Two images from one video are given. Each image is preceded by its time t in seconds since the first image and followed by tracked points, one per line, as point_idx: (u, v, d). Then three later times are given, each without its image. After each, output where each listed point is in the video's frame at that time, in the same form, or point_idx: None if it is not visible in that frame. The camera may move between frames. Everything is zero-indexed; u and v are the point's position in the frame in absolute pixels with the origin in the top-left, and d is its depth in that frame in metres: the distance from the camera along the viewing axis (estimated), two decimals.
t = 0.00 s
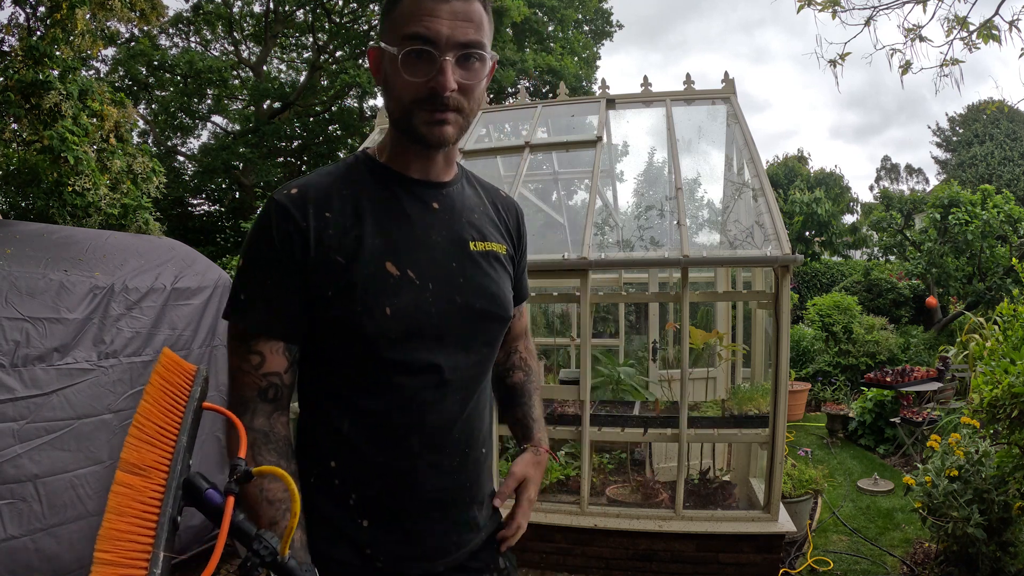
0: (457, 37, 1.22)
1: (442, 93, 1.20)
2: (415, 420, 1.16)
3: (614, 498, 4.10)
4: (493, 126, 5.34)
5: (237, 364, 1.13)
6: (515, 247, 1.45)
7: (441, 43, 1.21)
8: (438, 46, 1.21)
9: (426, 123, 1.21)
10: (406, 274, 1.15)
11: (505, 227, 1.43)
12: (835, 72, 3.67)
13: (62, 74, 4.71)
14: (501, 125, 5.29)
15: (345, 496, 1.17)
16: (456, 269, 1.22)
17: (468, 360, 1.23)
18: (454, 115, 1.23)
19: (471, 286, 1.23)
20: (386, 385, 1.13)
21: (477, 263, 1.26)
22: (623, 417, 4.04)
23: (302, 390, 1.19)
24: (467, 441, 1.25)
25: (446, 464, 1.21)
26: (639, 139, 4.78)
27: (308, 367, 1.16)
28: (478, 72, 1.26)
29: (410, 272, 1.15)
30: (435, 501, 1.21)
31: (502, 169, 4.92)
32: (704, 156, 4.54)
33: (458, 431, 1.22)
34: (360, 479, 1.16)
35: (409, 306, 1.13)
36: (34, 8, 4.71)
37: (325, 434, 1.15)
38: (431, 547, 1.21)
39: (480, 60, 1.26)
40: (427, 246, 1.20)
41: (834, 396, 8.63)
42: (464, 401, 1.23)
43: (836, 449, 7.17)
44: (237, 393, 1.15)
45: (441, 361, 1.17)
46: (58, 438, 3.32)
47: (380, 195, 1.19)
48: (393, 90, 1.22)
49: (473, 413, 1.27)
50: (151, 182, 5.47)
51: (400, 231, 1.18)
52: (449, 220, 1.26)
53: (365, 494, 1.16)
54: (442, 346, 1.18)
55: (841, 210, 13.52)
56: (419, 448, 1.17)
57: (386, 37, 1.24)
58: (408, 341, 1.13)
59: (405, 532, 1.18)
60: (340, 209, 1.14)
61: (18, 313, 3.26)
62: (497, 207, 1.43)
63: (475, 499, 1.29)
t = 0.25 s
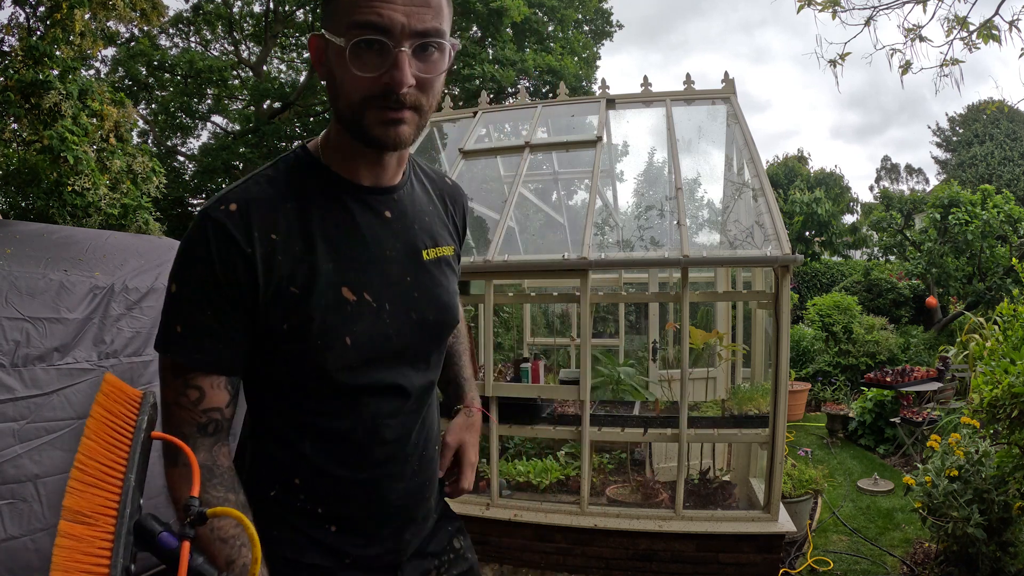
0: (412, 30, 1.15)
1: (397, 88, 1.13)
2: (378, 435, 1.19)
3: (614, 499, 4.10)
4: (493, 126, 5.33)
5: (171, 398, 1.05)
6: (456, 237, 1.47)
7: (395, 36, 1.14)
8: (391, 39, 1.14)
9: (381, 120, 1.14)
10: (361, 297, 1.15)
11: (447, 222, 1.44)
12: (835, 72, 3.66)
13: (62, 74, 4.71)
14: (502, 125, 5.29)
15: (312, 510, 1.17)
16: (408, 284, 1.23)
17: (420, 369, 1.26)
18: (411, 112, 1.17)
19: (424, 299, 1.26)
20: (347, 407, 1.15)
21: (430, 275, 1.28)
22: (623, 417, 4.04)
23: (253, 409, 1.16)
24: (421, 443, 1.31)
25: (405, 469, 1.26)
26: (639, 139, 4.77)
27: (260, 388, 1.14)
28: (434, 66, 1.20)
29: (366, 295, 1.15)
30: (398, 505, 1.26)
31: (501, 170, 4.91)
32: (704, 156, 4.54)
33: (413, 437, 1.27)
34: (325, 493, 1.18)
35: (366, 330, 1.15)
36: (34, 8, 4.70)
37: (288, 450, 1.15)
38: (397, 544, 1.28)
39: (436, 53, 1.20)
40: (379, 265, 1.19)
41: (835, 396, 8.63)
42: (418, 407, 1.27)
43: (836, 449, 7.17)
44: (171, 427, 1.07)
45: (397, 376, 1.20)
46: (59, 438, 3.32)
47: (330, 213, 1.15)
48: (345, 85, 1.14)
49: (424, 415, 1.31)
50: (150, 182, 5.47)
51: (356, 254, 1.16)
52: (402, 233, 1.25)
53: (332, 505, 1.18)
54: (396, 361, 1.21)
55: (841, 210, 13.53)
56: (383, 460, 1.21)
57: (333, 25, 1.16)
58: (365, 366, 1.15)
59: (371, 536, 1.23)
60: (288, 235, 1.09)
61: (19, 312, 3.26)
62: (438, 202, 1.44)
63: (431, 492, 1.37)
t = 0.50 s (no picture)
0: (408, 27, 1.14)
1: (395, 88, 1.12)
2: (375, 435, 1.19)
3: (614, 499, 4.10)
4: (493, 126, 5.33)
5: (160, 407, 1.03)
6: (440, 231, 1.48)
7: (392, 34, 1.12)
8: (388, 36, 1.11)
9: (378, 120, 1.13)
10: (355, 297, 1.14)
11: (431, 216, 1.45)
12: (835, 72, 3.66)
13: (62, 74, 4.71)
14: (502, 125, 5.29)
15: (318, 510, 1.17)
16: (400, 281, 1.23)
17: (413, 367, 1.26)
18: (407, 110, 1.15)
19: (417, 296, 1.25)
20: (344, 407, 1.14)
21: (421, 273, 1.29)
22: (622, 417, 4.04)
23: (247, 414, 1.16)
24: (416, 438, 1.32)
25: (402, 467, 1.27)
26: (639, 139, 4.78)
27: (254, 392, 1.13)
28: (427, 62, 1.19)
29: (360, 294, 1.15)
30: (396, 503, 1.27)
31: (501, 170, 4.91)
32: (704, 156, 4.54)
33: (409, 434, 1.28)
34: (324, 493, 1.18)
35: (362, 330, 1.14)
36: (34, 8, 4.70)
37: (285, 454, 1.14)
38: (396, 539, 1.29)
39: (428, 50, 1.19)
40: (371, 264, 1.18)
41: (835, 396, 8.63)
42: (413, 404, 1.27)
43: (836, 449, 7.17)
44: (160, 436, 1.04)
45: (391, 374, 1.20)
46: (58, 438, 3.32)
47: (320, 215, 1.14)
48: (340, 83, 1.11)
49: (418, 412, 1.31)
50: (150, 182, 5.47)
51: (350, 254, 1.16)
52: (393, 231, 1.25)
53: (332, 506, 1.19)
54: (390, 359, 1.21)
55: (841, 210, 13.53)
56: (381, 458, 1.21)
57: (324, 25, 1.12)
58: (361, 366, 1.15)
59: (370, 534, 1.24)
60: (280, 238, 1.09)
61: (19, 312, 3.26)
62: (420, 197, 1.44)
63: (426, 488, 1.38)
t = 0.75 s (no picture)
0: (437, 33, 1.19)
1: (432, 90, 1.18)
2: (411, 420, 1.21)
3: (614, 499, 4.10)
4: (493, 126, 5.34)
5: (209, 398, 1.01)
6: (454, 231, 1.52)
7: (426, 39, 1.17)
8: (424, 41, 1.16)
9: (416, 125, 1.18)
10: (381, 285, 1.17)
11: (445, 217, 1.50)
12: (834, 72, 3.66)
13: (62, 74, 4.71)
14: (501, 125, 5.29)
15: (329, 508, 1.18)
16: (421, 271, 1.26)
17: (442, 355, 1.29)
18: (439, 109, 1.22)
19: (438, 286, 1.29)
20: (378, 394, 1.16)
21: (441, 263, 1.32)
22: (623, 417, 4.04)
23: (282, 408, 1.16)
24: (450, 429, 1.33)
25: (438, 456, 1.28)
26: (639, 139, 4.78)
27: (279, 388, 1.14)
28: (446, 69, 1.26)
29: (385, 282, 1.18)
30: (434, 493, 1.27)
31: (501, 170, 4.91)
32: (704, 156, 4.54)
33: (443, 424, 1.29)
34: (367, 485, 1.18)
35: (390, 316, 1.17)
36: (34, 8, 4.70)
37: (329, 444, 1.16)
38: (436, 537, 1.28)
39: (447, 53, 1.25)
40: (393, 254, 1.22)
41: (834, 396, 8.63)
42: (443, 393, 1.29)
43: (836, 449, 7.17)
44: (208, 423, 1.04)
45: (423, 361, 1.23)
46: (59, 438, 3.33)
47: (343, 210, 1.19)
48: (380, 87, 1.14)
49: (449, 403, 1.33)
50: (150, 182, 5.47)
51: (374, 246, 1.19)
52: (410, 225, 1.29)
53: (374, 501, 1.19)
54: (420, 346, 1.23)
55: (841, 210, 13.52)
56: (417, 446, 1.22)
57: (355, 32, 1.15)
58: (392, 353, 1.17)
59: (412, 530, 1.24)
60: (308, 232, 1.11)
61: (19, 312, 3.26)
62: (432, 200, 1.49)
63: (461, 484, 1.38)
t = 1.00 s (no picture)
0: (475, 56, 1.34)
1: (469, 105, 1.31)
2: (433, 406, 1.25)
3: (614, 499, 4.10)
4: (493, 126, 5.34)
5: (240, 379, 1.06)
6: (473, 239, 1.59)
7: (466, 59, 1.30)
8: (466, 61, 1.29)
9: (451, 133, 1.30)
10: (401, 276, 1.24)
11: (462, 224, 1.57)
12: (835, 72, 3.66)
13: (62, 74, 4.71)
14: (501, 125, 5.29)
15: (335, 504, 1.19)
16: (437, 267, 1.33)
17: (462, 347, 1.34)
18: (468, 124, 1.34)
19: (451, 281, 1.35)
20: (400, 379, 1.21)
21: (456, 261, 1.39)
22: (623, 417, 4.04)
23: (309, 398, 1.20)
24: (473, 418, 1.36)
25: (460, 443, 1.31)
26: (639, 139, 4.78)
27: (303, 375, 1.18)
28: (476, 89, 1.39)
29: (405, 274, 1.25)
30: (455, 481, 1.29)
31: (501, 170, 4.91)
32: (704, 156, 4.54)
33: (465, 411, 1.33)
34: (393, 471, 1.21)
35: (410, 305, 1.23)
36: (34, 8, 4.69)
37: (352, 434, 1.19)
38: (458, 528, 1.30)
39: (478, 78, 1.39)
40: (412, 248, 1.29)
41: (834, 396, 8.63)
42: (462, 383, 1.34)
43: (836, 449, 7.17)
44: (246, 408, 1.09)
45: (442, 350, 1.28)
46: (59, 438, 3.33)
47: (364, 207, 1.26)
48: (427, 96, 1.26)
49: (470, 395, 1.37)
50: (151, 182, 5.47)
51: (394, 242, 1.26)
52: (425, 225, 1.36)
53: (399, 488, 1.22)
54: (440, 336, 1.28)
55: (841, 210, 13.51)
56: (436, 432, 1.25)
57: (405, 45, 1.26)
58: (413, 339, 1.22)
59: (436, 519, 1.26)
60: (334, 225, 1.18)
61: (19, 312, 3.26)
62: (451, 208, 1.56)
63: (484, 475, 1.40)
